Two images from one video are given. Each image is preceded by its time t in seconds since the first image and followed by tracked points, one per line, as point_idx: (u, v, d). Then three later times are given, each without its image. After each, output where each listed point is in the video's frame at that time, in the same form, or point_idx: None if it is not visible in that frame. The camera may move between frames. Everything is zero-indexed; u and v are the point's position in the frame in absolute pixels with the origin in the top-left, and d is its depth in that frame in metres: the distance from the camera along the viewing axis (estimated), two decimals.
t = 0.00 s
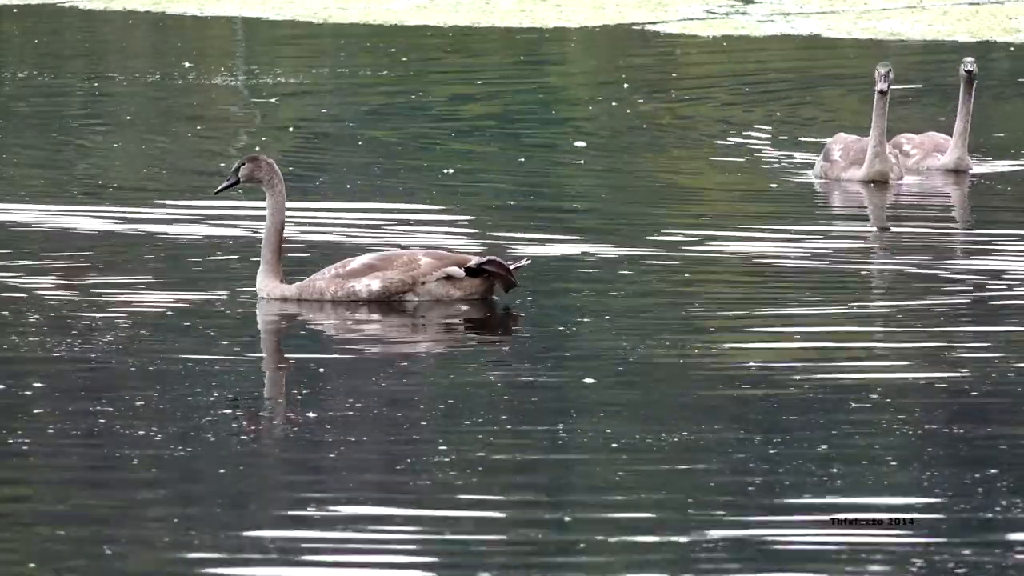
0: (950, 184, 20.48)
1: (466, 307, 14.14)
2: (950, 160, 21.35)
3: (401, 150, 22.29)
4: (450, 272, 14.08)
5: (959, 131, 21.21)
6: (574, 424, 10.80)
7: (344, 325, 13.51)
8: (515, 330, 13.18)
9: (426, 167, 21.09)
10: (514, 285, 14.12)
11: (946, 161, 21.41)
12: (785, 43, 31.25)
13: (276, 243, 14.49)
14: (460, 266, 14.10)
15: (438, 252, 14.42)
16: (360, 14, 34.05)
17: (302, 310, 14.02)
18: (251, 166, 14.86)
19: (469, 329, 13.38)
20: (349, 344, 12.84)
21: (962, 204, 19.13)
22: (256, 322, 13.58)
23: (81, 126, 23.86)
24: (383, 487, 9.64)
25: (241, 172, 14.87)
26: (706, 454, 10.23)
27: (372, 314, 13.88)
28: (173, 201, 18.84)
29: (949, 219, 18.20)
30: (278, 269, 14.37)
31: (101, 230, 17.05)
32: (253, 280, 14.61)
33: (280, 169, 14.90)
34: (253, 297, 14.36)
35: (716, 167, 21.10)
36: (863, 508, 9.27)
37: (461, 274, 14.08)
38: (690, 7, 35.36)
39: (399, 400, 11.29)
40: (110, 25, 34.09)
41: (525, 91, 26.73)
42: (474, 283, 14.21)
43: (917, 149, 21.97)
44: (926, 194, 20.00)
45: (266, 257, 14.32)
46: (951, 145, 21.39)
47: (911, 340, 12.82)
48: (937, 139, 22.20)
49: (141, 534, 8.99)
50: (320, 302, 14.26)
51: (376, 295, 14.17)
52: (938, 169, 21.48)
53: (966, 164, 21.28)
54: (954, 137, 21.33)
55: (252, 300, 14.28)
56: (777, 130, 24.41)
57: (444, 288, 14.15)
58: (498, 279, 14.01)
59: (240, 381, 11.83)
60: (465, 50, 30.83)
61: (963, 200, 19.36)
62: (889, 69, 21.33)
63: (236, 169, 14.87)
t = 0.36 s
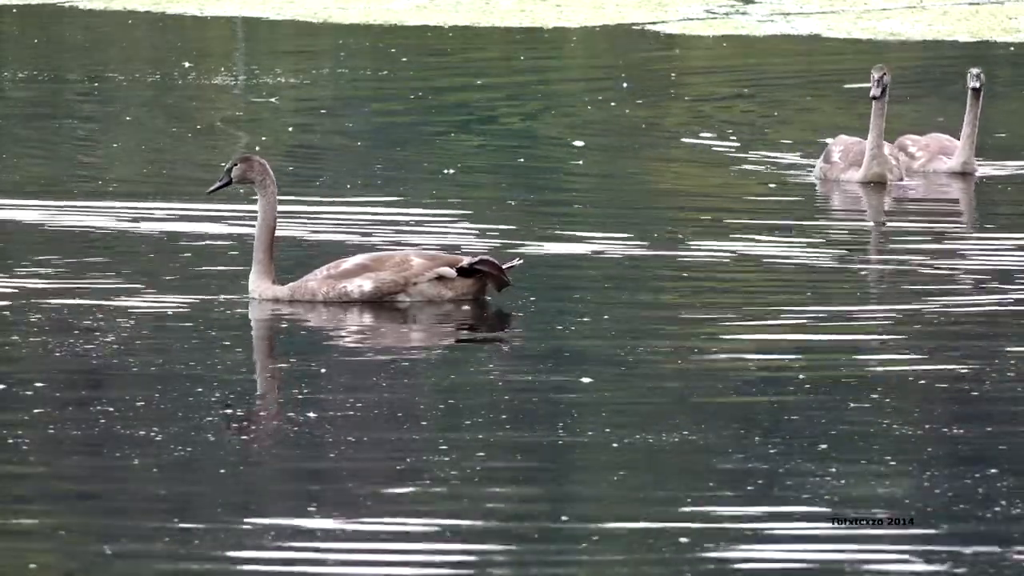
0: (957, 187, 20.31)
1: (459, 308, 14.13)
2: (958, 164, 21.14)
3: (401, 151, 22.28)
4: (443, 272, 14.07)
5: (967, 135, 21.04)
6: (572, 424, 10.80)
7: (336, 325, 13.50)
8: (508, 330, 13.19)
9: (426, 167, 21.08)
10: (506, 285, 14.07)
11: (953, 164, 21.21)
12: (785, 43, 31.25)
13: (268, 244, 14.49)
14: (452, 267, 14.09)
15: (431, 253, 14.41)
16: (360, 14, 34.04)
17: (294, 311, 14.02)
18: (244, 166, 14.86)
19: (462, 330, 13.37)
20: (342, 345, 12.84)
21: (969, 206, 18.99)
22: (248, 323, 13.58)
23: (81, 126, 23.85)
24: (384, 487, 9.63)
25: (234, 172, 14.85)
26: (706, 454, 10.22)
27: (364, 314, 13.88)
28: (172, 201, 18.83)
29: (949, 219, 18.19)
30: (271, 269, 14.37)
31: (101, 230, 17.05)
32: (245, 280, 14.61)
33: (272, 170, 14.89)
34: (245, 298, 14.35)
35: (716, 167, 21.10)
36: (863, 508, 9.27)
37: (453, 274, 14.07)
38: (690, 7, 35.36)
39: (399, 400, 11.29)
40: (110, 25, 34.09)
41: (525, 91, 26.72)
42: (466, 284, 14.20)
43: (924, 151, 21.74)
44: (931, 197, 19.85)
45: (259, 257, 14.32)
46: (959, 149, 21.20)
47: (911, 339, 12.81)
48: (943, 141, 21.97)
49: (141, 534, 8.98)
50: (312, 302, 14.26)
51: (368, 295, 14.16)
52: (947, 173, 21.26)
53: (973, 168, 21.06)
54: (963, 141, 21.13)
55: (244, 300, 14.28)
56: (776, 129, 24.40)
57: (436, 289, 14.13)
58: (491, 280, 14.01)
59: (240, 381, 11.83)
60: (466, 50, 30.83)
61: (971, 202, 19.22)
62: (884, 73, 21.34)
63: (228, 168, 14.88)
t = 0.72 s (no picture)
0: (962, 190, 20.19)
1: (451, 308, 14.11)
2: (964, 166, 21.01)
3: (401, 151, 22.27)
4: (434, 271, 14.06)
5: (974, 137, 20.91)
6: (571, 424, 10.79)
7: (328, 325, 13.50)
8: (500, 330, 13.20)
9: (426, 167, 21.07)
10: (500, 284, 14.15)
11: (959, 167, 21.06)
12: (785, 43, 31.29)
13: (261, 244, 14.48)
14: (444, 266, 14.08)
15: (423, 253, 14.40)
16: (360, 14, 34.05)
17: (286, 311, 14.01)
18: (236, 165, 14.85)
19: (454, 329, 13.36)
20: (335, 345, 12.84)
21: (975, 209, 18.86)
22: (241, 323, 13.57)
23: (80, 127, 23.85)
24: (385, 487, 9.62)
25: (227, 171, 14.86)
26: (706, 453, 10.23)
27: (356, 314, 13.88)
28: (173, 200, 18.83)
29: (950, 221, 18.17)
30: (264, 269, 14.36)
31: (101, 230, 17.04)
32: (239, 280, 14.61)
33: (265, 169, 14.90)
34: (237, 298, 14.33)
35: (716, 167, 21.10)
36: (862, 508, 9.27)
37: (445, 273, 14.06)
38: (690, 7, 35.35)
39: (398, 400, 11.29)
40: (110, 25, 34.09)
41: (525, 92, 26.71)
42: (459, 283, 14.19)
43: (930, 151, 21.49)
44: (935, 199, 19.73)
45: (252, 257, 14.31)
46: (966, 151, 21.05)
47: (910, 339, 12.81)
48: (949, 142, 21.73)
49: (142, 534, 8.98)
50: (304, 302, 14.25)
51: (360, 295, 14.15)
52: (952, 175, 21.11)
53: (979, 170, 20.98)
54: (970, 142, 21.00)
55: (237, 300, 14.26)
56: (776, 130, 24.40)
57: (429, 288, 14.12)
58: (484, 279, 14.01)
59: (240, 381, 11.82)
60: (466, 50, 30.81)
61: (976, 206, 19.10)
62: (878, 76, 21.31)
63: (221, 167, 14.87)
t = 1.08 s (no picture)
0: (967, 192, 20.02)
1: (443, 309, 14.10)
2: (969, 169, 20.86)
3: (402, 150, 22.26)
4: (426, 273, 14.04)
5: (979, 138, 20.80)
6: (570, 424, 10.78)
7: (319, 325, 13.51)
8: (491, 331, 13.17)
9: (427, 167, 21.06)
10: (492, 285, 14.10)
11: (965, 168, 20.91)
12: (785, 43, 31.28)
13: (254, 245, 14.51)
14: (436, 267, 14.04)
15: (415, 254, 14.39)
16: (360, 15, 34.05)
17: (278, 311, 14.03)
18: (230, 166, 14.85)
19: (446, 330, 13.35)
20: (327, 345, 12.84)
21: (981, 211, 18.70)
22: (233, 323, 13.58)
23: (80, 126, 23.86)
24: (386, 488, 9.62)
25: (220, 172, 14.86)
26: (706, 453, 10.22)
27: (347, 315, 13.88)
28: (173, 200, 18.83)
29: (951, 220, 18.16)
30: (257, 269, 14.38)
31: (101, 229, 17.04)
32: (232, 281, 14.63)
33: (259, 170, 14.91)
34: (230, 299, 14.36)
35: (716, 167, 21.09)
36: (863, 508, 9.26)
37: (438, 275, 14.03)
38: (690, 7, 35.35)
39: (399, 400, 11.29)
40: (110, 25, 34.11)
41: (525, 91, 26.70)
42: (451, 284, 14.15)
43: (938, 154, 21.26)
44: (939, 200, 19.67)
45: (245, 257, 14.33)
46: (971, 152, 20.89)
47: (909, 339, 12.81)
48: (956, 143, 21.45)
49: (143, 535, 8.97)
50: (296, 302, 14.26)
51: (352, 296, 14.16)
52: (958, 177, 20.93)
53: (985, 171, 20.84)
54: (975, 143, 20.88)
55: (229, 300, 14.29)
56: (775, 130, 24.40)
57: (421, 289, 14.10)
58: (476, 280, 13.98)
59: (239, 381, 11.82)
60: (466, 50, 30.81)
61: (981, 207, 18.99)
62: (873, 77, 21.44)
63: (214, 168, 14.87)
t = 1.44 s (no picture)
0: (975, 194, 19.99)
1: (436, 308, 14.11)
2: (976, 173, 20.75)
3: (401, 150, 22.27)
4: (418, 273, 14.05)
5: (985, 139, 20.74)
6: (569, 424, 10.79)
7: (311, 325, 13.53)
8: (485, 330, 13.19)
9: (427, 167, 21.05)
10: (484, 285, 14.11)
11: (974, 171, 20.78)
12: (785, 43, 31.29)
13: (247, 244, 14.52)
14: (429, 267, 14.09)
15: (407, 254, 14.41)
16: (360, 14, 34.05)
17: (270, 311, 14.05)
18: (225, 165, 14.88)
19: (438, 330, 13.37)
20: (321, 345, 12.86)
21: (991, 211, 18.74)
22: (226, 322, 13.60)
23: (80, 126, 23.86)
24: (387, 488, 9.62)
25: (217, 172, 14.88)
26: (707, 453, 10.22)
27: (340, 315, 13.90)
28: (173, 200, 18.83)
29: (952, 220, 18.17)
30: (250, 268, 14.40)
31: (101, 229, 17.05)
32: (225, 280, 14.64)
33: (254, 171, 14.97)
34: (223, 298, 14.37)
35: (715, 168, 21.09)
36: (864, 509, 9.26)
37: (430, 275, 14.06)
38: (690, 7, 35.35)
39: (399, 400, 11.30)
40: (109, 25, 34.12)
41: (525, 92, 26.70)
42: (444, 284, 14.18)
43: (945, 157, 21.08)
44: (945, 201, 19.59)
45: (238, 257, 14.35)
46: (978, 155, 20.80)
47: (910, 339, 12.82)
48: (965, 147, 21.35)
49: (143, 535, 8.97)
50: (289, 302, 14.28)
51: (344, 296, 14.17)
52: (966, 181, 20.82)
53: (992, 174, 20.76)
54: (981, 146, 20.81)
55: (222, 300, 14.30)
56: (775, 129, 24.40)
57: (413, 290, 14.13)
58: (468, 280, 13.99)
59: (239, 381, 11.83)
60: (465, 50, 30.81)
61: (988, 206, 19.04)
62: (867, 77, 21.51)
63: (209, 168, 14.88)
